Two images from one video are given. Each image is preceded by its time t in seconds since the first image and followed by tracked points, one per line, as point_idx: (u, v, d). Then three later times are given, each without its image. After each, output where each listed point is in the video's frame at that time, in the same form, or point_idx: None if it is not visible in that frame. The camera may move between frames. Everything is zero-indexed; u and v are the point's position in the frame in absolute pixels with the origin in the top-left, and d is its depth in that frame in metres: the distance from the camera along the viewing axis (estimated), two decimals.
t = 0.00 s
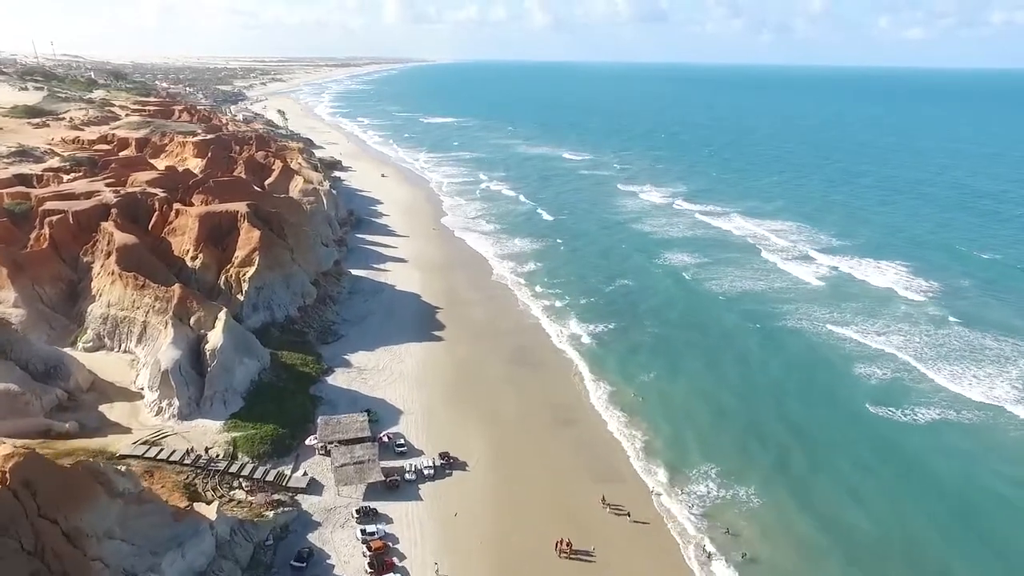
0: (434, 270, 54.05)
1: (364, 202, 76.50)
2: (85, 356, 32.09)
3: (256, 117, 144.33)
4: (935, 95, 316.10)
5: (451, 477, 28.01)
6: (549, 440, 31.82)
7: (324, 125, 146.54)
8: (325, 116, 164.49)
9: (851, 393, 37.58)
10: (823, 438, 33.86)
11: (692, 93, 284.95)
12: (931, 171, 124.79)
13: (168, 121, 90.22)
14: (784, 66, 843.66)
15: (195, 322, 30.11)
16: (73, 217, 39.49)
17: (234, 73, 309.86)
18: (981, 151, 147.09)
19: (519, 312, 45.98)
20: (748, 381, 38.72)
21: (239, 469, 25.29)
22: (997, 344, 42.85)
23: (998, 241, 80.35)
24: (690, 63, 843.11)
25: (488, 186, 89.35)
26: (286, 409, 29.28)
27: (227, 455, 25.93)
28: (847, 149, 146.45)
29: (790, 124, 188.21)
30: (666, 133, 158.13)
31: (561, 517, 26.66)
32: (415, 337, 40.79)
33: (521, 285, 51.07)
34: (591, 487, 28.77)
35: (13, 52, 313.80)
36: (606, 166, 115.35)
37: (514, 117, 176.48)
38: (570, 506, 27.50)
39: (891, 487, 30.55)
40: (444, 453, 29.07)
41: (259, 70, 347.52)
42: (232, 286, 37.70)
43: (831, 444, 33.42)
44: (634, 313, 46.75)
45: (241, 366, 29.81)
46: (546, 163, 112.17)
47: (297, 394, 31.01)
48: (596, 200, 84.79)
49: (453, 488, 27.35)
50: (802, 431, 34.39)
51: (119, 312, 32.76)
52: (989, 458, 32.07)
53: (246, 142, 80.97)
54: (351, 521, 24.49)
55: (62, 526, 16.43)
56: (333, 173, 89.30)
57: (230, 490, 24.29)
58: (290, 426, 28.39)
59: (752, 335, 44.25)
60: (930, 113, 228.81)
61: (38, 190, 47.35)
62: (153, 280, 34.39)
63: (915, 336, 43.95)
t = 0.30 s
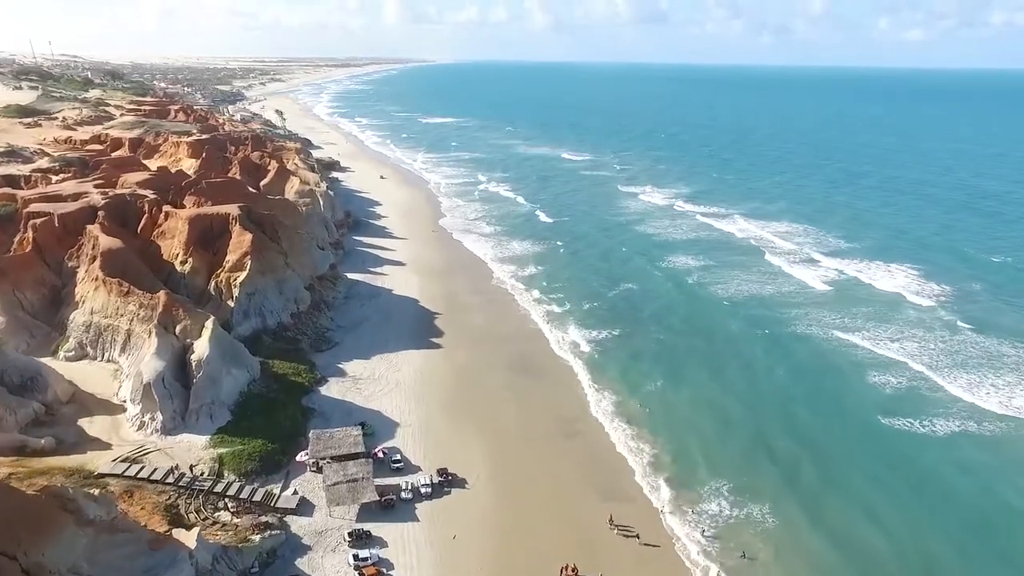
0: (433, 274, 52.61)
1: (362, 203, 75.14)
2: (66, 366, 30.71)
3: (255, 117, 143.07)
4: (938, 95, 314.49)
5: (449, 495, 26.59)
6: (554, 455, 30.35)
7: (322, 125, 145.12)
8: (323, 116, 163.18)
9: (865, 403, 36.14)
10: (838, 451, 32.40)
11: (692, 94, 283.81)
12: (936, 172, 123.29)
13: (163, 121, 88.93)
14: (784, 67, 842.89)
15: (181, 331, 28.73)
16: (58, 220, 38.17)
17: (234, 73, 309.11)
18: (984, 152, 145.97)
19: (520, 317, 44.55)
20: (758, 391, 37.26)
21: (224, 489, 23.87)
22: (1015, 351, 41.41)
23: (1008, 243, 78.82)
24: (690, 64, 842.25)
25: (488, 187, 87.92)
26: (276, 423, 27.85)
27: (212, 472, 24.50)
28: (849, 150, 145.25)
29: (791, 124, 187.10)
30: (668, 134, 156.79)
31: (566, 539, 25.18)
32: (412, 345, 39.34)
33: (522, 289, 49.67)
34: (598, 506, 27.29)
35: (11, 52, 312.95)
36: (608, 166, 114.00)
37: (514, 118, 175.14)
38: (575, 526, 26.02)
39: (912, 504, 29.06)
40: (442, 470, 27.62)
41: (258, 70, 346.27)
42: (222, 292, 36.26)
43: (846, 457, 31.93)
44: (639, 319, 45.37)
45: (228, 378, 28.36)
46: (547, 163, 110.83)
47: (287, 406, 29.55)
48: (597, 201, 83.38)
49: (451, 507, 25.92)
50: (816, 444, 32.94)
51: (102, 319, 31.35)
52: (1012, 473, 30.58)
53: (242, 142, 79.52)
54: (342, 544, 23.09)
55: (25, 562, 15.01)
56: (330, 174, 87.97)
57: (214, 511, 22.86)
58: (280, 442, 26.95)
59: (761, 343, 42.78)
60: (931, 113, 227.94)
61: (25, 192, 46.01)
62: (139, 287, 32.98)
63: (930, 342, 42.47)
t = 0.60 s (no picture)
0: (431, 278, 51.17)
1: (360, 205, 73.75)
2: (47, 377, 29.27)
3: (252, 117, 141.72)
4: (940, 95, 313.10)
5: (447, 516, 25.22)
6: (560, 471, 28.93)
7: (321, 125, 143.76)
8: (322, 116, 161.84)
9: (883, 415, 34.71)
10: (856, 466, 30.99)
11: (693, 94, 282.35)
12: (941, 172, 121.76)
13: (159, 122, 87.55)
14: (784, 66, 841.82)
15: (166, 342, 27.27)
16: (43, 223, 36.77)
17: (233, 73, 308.17)
18: (987, 152, 144.87)
19: (521, 323, 43.06)
20: (769, 402, 35.81)
21: (207, 511, 22.47)
22: None
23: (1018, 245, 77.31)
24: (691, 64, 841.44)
25: (488, 188, 86.49)
26: (266, 439, 26.43)
27: (195, 493, 23.12)
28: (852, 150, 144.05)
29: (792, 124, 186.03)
30: (669, 134, 155.41)
31: (570, 563, 23.81)
32: (410, 354, 37.85)
33: (524, 294, 48.22)
34: (604, 526, 25.91)
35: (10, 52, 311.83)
36: (609, 167, 112.60)
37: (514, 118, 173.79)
38: (581, 547, 24.73)
39: (935, 524, 27.63)
40: (440, 489, 26.24)
41: (258, 71, 345.78)
42: (211, 298, 34.54)
43: (862, 473, 30.54)
44: (644, 325, 43.92)
45: (214, 391, 26.94)
46: (548, 163, 109.53)
47: (277, 420, 28.08)
48: (599, 202, 81.95)
49: (449, 528, 24.56)
50: (831, 457, 31.55)
51: (84, 328, 29.87)
52: None
53: (238, 143, 78.09)
54: (333, 571, 21.71)
55: None
56: (328, 175, 86.57)
57: (196, 535, 21.46)
58: (270, 459, 25.54)
59: (771, 350, 41.35)
60: (931, 112, 227.09)
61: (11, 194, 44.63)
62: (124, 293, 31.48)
63: (947, 349, 41.04)
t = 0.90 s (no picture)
0: (430, 282, 49.67)
1: (358, 207, 72.35)
2: (25, 390, 27.84)
3: (251, 117, 140.50)
4: (940, 97, 312.15)
5: (445, 540, 23.77)
6: (567, 489, 27.50)
7: (319, 125, 142.61)
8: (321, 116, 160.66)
9: (902, 429, 33.24)
10: (875, 483, 29.54)
11: (694, 95, 281.34)
12: (946, 173, 120.29)
13: (154, 122, 86.23)
14: (784, 67, 841.48)
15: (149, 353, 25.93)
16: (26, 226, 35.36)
17: (233, 74, 307.79)
18: (989, 152, 144.10)
19: (523, 330, 41.63)
20: (782, 414, 34.39)
21: (189, 536, 21.11)
22: None
23: None
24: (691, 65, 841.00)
25: (488, 189, 85.11)
26: (254, 456, 25.01)
27: (176, 516, 21.75)
28: (854, 150, 143.06)
29: (793, 125, 185.18)
30: (671, 134, 154.15)
31: None
32: (407, 362, 36.40)
33: (525, 299, 46.73)
34: (613, 550, 24.45)
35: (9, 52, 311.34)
36: (611, 167, 111.30)
37: (515, 118, 172.65)
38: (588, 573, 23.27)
39: (963, 547, 26.16)
40: (438, 510, 24.81)
41: (258, 71, 345.07)
42: (200, 305, 33.25)
43: (882, 491, 29.05)
44: (652, 333, 42.51)
45: (200, 405, 25.54)
46: (548, 164, 108.29)
47: (265, 435, 26.64)
48: (601, 203, 80.58)
49: (448, 553, 23.14)
50: (849, 473, 30.11)
51: (64, 337, 28.40)
52: None
53: (233, 143, 76.70)
54: None
55: None
56: (326, 176, 85.22)
57: (176, 565, 20.06)
58: (258, 478, 24.11)
59: (781, 359, 39.88)
60: (931, 113, 226.61)
61: None
62: (107, 301, 30.04)
63: (965, 357, 39.55)
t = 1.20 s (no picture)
0: (429, 286, 48.21)
1: (356, 208, 70.89)
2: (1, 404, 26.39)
3: (249, 117, 139.14)
4: (942, 97, 310.58)
5: (444, 567, 22.33)
6: (574, 508, 26.03)
7: (318, 125, 141.21)
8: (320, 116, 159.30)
9: (922, 442, 31.78)
10: (897, 501, 28.07)
11: (695, 95, 279.85)
12: (953, 174, 118.72)
13: (150, 121, 84.80)
14: (784, 67, 840.76)
15: (131, 365, 24.47)
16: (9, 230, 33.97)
17: (233, 74, 306.65)
18: (991, 152, 143.01)
19: (524, 336, 40.17)
20: (795, 426, 32.95)
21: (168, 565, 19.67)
22: None
23: None
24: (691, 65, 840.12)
25: (489, 190, 83.67)
26: (241, 475, 23.56)
27: (155, 543, 20.33)
28: (857, 150, 141.85)
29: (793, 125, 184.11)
30: (673, 135, 152.72)
31: None
32: (405, 372, 34.87)
33: (527, 304, 45.25)
34: None
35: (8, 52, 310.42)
36: (614, 168, 109.87)
37: (515, 119, 171.23)
38: None
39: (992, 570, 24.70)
40: (436, 534, 23.38)
41: (258, 71, 343.89)
42: (188, 312, 31.61)
43: (905, 510, 27.60)
44: (658, 340, 41.04)
45: (184, 420, 24.10)
46: (549, 164, 106.89)
47: (253, 453, 25.10)
48: (604, 205, 79.11)
49: None
50: (869, 491, 28.64)
51: (42, 347, 26.92)
52: None
53: (229, 143, 75.24)
54: None
55: None
56: (324, 176, 83.79)
57: None
58: (244, 500, 22.68)
59: (793, 368, 38.40)
60: (931, 113, 225.77)
61: None
62: (89, 309, 28.58)
63: (985, 365, 38.06)
